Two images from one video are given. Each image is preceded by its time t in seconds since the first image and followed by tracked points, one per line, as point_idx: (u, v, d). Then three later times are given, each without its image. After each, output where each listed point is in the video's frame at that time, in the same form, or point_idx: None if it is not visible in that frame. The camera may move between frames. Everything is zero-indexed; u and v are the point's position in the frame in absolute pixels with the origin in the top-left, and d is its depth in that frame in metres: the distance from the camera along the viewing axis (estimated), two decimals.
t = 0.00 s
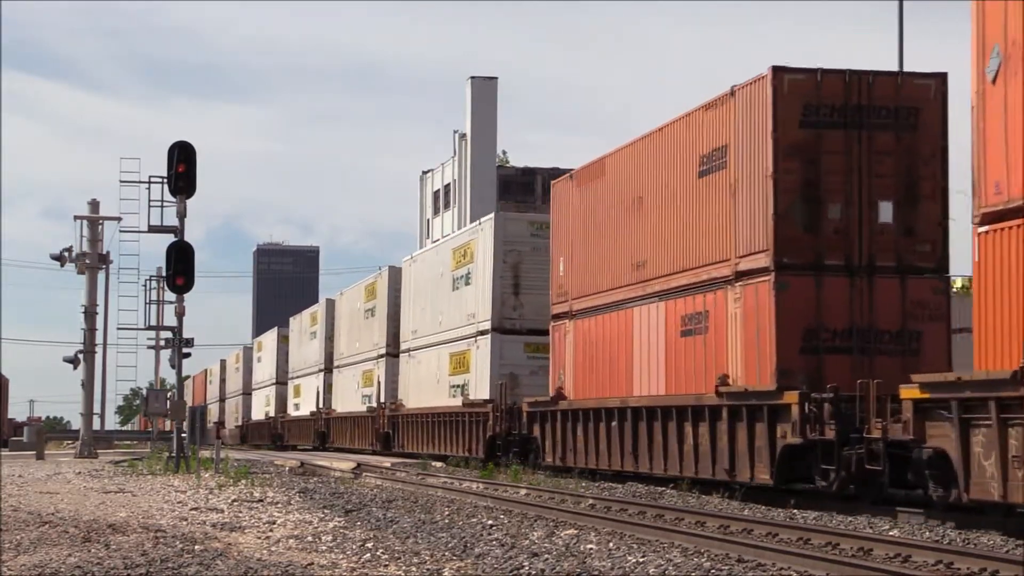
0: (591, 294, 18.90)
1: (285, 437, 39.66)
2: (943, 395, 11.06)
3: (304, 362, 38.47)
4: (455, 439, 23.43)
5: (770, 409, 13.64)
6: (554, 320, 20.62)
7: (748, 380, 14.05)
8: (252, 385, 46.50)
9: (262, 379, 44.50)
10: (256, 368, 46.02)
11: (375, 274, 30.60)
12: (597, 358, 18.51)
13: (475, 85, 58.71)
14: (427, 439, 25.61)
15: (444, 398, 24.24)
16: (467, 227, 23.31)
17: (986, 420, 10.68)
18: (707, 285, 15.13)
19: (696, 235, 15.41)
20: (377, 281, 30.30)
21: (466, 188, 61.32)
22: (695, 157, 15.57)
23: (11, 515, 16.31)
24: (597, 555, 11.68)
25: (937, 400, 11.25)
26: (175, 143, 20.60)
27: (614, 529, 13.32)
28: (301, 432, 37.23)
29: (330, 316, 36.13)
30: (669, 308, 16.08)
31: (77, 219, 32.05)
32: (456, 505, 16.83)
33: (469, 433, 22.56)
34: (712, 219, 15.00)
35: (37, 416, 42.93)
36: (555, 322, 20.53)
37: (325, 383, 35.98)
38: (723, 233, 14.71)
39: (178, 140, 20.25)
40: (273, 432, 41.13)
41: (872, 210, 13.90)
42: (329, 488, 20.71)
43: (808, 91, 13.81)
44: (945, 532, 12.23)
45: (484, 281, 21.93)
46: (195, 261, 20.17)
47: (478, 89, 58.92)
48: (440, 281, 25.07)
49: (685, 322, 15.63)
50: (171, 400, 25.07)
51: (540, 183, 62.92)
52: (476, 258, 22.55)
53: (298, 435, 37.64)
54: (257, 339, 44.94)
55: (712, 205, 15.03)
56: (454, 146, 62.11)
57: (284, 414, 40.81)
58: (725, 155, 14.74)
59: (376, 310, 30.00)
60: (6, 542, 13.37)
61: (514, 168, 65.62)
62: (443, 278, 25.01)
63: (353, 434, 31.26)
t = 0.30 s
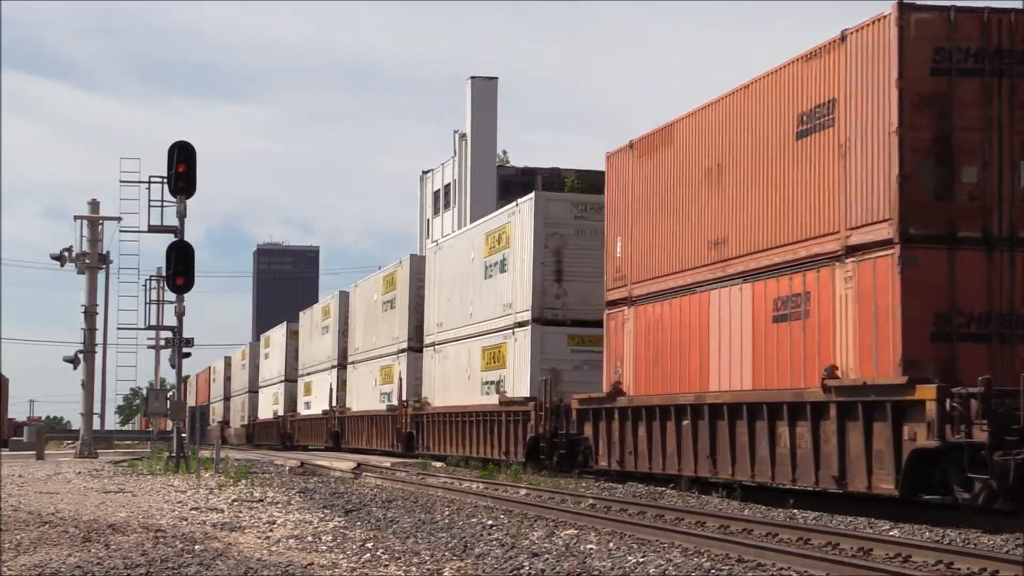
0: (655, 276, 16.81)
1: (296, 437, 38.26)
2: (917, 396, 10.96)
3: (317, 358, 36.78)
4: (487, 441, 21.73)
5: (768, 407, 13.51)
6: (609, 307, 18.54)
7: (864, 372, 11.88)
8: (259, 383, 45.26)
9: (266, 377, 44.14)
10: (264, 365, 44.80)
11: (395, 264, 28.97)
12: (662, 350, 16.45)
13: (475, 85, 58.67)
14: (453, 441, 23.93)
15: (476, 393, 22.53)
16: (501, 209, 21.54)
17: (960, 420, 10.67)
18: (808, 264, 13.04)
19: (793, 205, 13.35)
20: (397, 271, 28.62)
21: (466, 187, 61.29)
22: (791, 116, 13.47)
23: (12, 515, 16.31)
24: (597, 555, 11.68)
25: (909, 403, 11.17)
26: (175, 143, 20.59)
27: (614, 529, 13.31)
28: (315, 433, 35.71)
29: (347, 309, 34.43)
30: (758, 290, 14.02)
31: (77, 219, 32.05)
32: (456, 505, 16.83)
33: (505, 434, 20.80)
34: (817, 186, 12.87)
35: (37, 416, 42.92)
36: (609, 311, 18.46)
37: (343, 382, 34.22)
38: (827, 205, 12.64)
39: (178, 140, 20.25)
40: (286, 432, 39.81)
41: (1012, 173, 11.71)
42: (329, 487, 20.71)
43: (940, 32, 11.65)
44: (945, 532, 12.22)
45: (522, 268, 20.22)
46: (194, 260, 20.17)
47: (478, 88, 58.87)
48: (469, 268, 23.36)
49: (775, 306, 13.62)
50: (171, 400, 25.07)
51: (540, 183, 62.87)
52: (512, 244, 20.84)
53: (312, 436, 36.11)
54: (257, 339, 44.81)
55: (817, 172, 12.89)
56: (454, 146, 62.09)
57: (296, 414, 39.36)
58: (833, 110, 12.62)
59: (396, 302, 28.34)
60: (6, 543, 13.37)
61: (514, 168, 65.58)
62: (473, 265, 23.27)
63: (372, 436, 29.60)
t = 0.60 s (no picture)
0: (736, 256, 14.86)
1: (305, 437, 36.46)
2: (906, 395, 10.92)
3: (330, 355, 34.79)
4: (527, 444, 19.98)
5: (768, 406, 13.50)
6: (679, 291, 16.55)
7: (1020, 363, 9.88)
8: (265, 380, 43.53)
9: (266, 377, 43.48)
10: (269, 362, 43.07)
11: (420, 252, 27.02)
12: (743, 339, 14.51)
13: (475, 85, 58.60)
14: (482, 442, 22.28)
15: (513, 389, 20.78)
16: (544, 188, 19.68)
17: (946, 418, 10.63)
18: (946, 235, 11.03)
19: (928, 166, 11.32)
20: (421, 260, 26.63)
21: (466, 187, 61.25)
22: (923, 61, 11.46)
23: (12, 515, 16.31)
24: (597, 555, 11.68)
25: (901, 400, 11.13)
26: (175, 143, 20.59)
27: (613, 529, 13.32)
28: (326, 433, 33.84)
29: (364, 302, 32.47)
30: (876, 266, 11.99)
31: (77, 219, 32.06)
32: (456, 505, 16.82)
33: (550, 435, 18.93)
34: (960, 143, 10.88)
35: (37, 416, 42.95)
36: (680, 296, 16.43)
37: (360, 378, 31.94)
38: (978, 160, 10.63)
39: (178, 140, 20.25)
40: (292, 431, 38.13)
41: None
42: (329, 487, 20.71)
43: None
44: (945, 532, 12.22)
45: (570, 250, 18.32)
46: (195, 260, 20.16)
47: (478, 88, 58.83)
48: (506, 253, 21.46)
49: (900, 285, 11.62)
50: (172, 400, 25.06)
51: (540, 183, 62.79)
52: (557, 224, 18.97)
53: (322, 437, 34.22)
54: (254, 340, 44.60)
55: (963, 123, 10.84)
56: (454, 146, 62.04)
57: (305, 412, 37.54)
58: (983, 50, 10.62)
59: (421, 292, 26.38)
60: (6, 543, 13.37)
61: (514, 168, 65.50)
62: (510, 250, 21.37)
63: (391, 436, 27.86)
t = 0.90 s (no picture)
0: (843, 229, 12.84)
1: (320, 435, 35.27)
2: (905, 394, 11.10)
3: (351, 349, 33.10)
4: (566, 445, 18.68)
5: (789, 405, 13.24)
6: (767, 272, 14.42)
7: None
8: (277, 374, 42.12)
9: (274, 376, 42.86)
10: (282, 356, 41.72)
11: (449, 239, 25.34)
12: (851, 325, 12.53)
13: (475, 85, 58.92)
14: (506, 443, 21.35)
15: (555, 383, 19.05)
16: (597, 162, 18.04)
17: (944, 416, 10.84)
18: None
19: None
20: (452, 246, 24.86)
21: (466, 187, 61.31)
22: None
23: (12, 515, 16.31)
24: (597, 555, 11.68)
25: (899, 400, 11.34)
26: (175, 143, 20.60)
27: (614, 529, 13.33)
28: (341, 432, 32.52)
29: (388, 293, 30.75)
30: None
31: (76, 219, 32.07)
32: (456, 506, 16.83)
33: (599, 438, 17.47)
34: None
35: (37, 417, 42.95)
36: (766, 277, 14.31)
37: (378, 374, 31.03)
38: None
39: (178, 141, 20.26)
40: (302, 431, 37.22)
41: None
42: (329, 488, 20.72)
43: None
44: (945, 532, 12.22)
45: (627, 229, 16.76)
46: (195, 260, 20.17)
47: (478, 88, 59.14)
48: (550, 235, 19.79)
49: None
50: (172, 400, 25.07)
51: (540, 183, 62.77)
52: (610, 202, 17.40)
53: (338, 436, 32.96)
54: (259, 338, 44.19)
55: None
56: (454, 146, 62.11)
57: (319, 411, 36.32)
58: None
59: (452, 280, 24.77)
60: (6, 543, 13.37)
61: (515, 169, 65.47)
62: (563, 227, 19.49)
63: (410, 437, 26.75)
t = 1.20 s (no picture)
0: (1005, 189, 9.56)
1: (333, 435, 33.88)
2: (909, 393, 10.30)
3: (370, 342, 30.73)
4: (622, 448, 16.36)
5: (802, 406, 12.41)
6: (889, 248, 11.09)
7: None
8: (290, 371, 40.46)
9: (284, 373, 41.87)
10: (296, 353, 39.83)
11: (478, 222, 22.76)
12: (968, 343, 9.89)
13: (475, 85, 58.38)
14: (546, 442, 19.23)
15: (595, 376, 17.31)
16: (660, 129, 15.80)
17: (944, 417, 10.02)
18: None
19: None
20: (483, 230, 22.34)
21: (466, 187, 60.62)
22: None
23: (11, 515, 15.67)
24: (597, 555, 11.04)
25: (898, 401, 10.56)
26: (175, 143, 19.96)
27: (613, 529, 12.67)
28: (361, 432, 30.36)
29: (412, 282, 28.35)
30: None
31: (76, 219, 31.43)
32: (457, 506, 16.19)
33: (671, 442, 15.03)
34: None
35: (38, 416, 42.26)
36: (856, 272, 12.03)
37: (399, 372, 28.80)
38: None
39: (178, 140, 19.62)
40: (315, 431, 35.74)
41: None
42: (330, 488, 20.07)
43: None
44: (945, 532, 11.57)
45: (701, 202, 14.45)
46: (195, 260, 19.52)
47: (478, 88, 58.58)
48: (602, 212, 17.44)
49: None
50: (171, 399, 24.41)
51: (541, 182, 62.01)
52: (679, 173, 15.14)
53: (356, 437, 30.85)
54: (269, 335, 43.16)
55: None
56: (454, 146, 61.44)
57: (334, 411, 34.26)
58: None
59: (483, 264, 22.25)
60: (6, 543, 12.74)
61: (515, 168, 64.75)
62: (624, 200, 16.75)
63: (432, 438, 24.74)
